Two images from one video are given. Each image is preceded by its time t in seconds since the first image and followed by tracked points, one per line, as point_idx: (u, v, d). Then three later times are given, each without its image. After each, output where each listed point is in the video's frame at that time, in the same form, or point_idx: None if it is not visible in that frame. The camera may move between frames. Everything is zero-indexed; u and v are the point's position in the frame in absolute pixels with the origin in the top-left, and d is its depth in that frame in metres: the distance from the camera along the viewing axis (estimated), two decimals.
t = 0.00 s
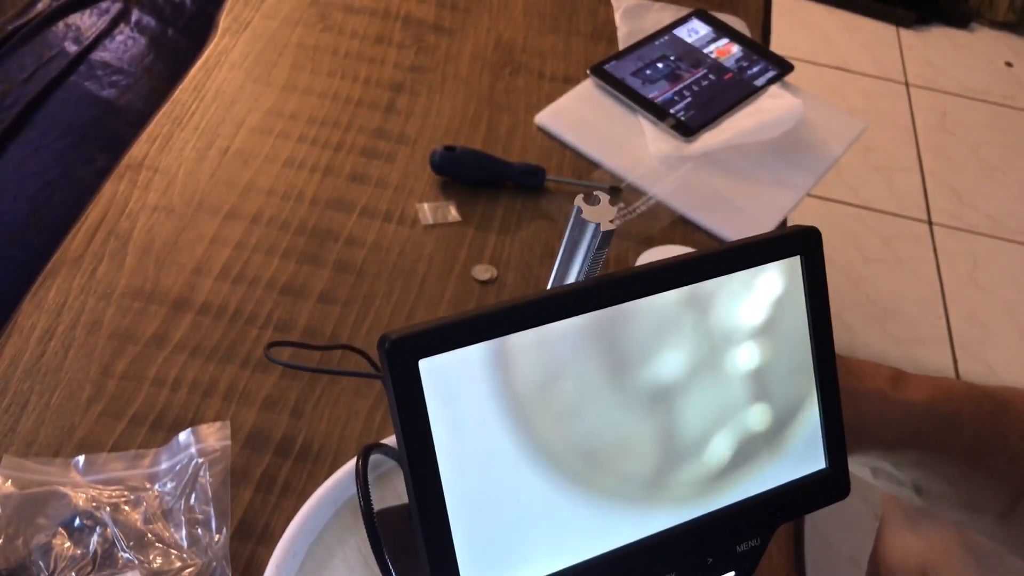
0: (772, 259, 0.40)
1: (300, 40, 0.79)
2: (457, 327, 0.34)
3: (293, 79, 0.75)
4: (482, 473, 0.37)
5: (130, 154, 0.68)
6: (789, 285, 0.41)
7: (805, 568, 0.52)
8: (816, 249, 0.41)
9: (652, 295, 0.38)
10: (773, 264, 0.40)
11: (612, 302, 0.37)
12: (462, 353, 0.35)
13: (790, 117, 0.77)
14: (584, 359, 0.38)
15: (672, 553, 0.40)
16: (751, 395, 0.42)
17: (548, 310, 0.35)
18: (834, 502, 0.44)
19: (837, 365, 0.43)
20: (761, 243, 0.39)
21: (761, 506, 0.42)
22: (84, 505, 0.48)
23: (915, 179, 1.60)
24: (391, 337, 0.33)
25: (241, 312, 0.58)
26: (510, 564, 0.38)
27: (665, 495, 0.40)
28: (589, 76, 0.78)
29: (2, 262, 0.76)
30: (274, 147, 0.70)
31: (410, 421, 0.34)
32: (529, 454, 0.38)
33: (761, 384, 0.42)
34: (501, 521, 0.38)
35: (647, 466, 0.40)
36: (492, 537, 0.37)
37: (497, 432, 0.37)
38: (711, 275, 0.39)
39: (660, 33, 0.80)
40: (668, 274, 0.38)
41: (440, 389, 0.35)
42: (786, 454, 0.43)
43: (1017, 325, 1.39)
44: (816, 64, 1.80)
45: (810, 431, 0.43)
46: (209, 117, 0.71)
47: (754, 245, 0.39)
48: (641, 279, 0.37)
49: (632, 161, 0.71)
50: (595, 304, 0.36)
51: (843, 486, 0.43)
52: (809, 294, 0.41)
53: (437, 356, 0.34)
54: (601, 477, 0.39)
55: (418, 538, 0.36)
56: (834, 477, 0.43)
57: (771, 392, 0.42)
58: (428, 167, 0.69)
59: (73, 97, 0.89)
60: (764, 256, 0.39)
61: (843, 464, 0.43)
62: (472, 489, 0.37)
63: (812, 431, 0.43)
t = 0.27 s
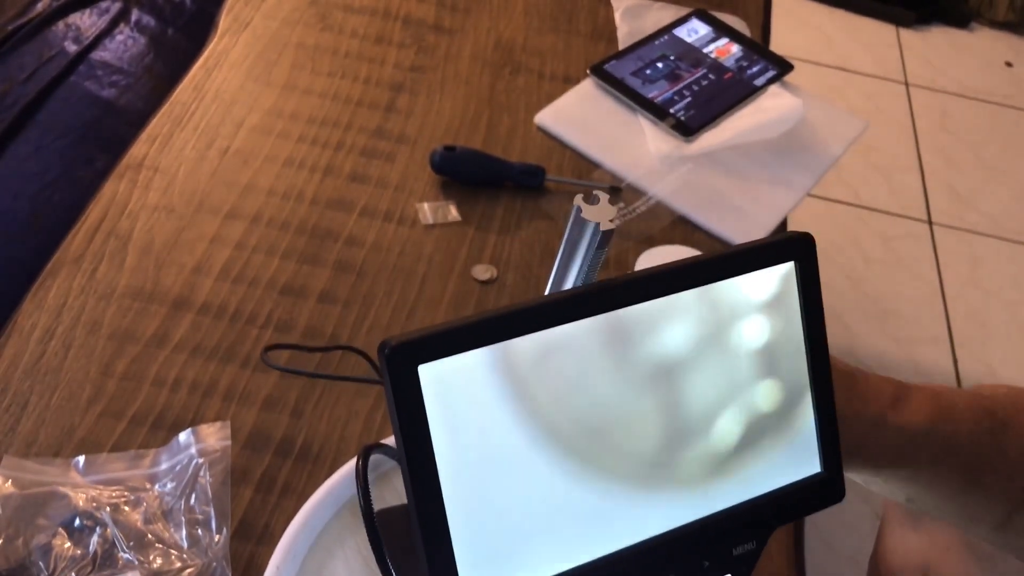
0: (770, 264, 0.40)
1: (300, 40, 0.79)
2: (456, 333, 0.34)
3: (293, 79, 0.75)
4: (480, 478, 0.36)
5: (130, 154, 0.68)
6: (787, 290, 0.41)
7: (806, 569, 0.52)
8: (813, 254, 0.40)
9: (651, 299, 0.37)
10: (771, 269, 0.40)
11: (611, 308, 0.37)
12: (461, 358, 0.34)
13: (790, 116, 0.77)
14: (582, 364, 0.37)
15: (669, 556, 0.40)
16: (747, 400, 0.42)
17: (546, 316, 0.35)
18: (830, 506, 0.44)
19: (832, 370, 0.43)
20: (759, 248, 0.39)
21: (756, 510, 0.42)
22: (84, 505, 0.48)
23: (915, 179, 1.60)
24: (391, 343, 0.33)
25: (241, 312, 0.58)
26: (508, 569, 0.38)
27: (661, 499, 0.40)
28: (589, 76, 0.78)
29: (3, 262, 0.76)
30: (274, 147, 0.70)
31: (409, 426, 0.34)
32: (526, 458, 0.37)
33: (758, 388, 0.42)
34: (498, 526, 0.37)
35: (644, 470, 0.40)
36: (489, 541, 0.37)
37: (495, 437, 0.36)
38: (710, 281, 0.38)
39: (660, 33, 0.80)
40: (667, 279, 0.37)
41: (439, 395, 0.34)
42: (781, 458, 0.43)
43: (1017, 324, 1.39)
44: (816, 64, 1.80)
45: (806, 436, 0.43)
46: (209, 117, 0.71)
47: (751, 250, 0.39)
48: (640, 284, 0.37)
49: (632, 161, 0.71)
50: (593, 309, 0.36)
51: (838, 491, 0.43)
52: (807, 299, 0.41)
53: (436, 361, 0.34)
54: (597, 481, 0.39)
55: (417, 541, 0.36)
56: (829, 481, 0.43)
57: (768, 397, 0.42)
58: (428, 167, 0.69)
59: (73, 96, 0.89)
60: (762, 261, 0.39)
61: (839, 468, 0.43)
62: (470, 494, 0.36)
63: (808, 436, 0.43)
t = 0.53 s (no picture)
0: (770, 263, 0.40)
1: (300, 40, 0.79)
2: (456, 333, 0.34)
3: (293, 79, 0.75)
4: (480, 476, 0.36)
5: (130, 155, 0.68)
6: (785, 289, 0.41)
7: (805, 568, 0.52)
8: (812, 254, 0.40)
9: (651, 298, 0.38)
10: (770, 268, 0.40)
11: (611, 307, 0.37)
12: (461, 357, 0.34)
13: (790, 117, 0.76)
14: (582, 362, 0.38)
15: (669, 554, 0.40)
16: (747, 398, 0.42)
17: (546, 316, 0.35)
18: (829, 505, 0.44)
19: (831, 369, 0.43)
20: (759, 247, 0.39)
21: (756, 508, 0.42)
22: (83, 505, 0.48)
23: (915, 179, 1.60)
24: (390, 342, 0.33)
25: (241, 312, 0.58)
26: (508, 567, 0.38)
27: (661, 497, 0.40)
28: (589, 77, 0.78)
29: (3, 262, 0.76)
30: (274, 148, 0.70)
31: (409, 425, 0.34)
32: (526, 457, 0.37)
33: (757, 387, 0.42)
34: (499, 524, 0.37)
35: (644, 469, 0.40)
36: (489, 540, 0.37)
37: (495, 436, 0.36)
38: (710, 280, 0.38)
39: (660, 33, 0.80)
40: (667, 279, 0.37)
41: (439, 395, 0.34)
42: (780, 456, 0.43)
43: (1017, 325, 1.39)
44: (816, 64, 1.80)
45: (805, 435, 0.43)
46: (209, 117, 0.71)
47: (751, 250, 0.39)
48: (640, 284, 0.37)
49: (632, 161, 0.71)
50: (593, 309, 0.36)
51: (837, 489, 0.44)
52: (806, 298, 0.41)
53: (437, 360, 0.34)
54: (597, 479, 0.39)
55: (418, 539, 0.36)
56: (828, 480, 0.43)
57: (767, 395, 0.42)
58: (428, 167, 0.69)
59: (73, 97, 0.89)
60: (762, 260, 0.39)
61: (839, 467, 0.43)
62: (470, 493, 0.36)
63: (806, 435, 0.43)
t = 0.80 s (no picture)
0: (769, 263, 0.40)
1: (300, 40, 0.79)
2: (456, 334, 0.34)
3: (293, 79, 0.75)
4: (481, 476, 0.36)
5: (130, 155, 0.68)
6: (785, 289, 0.41)
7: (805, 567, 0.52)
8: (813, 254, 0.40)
9: (651, 299, 0.37)
10: (769, 268, 0.40)
11: (610, 307, 0.37)
12: (461, 358, 0.34)
13: (791, 117, 0.76)
14: (583, 363, 0.37)
15: (669, 554, 0.40)
16: (747, 398, 0.42)
17: (546, 316, 0.35)
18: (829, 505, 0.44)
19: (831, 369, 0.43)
20: (759, 247, 0.39)
21: (756, 508, 0.42)
22: (83, 505, 0.48)
23: (915, 179, 1.60)
24: (390, 343, 0.33)
25: (241, 312, 0.58)
26: (509, 567, 0.38)
27: (662, 497, 0.40)
28: (589, 77, 0.78)
29: (3, 262, 0.76)
30: (274, 148, 0.70)
31: (409, 425, 0.34)
32: (526, 457, 0.37)
33: (758, 387, 0.42)
34: (499, 524, 0.37)
35: (645, 468, 0.40)
36: (489, 540, 0.37)
37: (495, 436, 0.36)
38: (710, 280, 0.38)
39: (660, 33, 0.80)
40: (667, 279, 0.37)
41: (439, 395, 0.34)
42: (780, 456, 0.43)
43: (1017, 325, 1.39)
44: (816, 64, 1.80)
45: (805, 435, 0.43)
46: (209, 117, 0.71)
47: (751, 250, 0.39)
48: (640, 284, 0.37)
49: (632, 162, 0.71)
50: (593, 309, 0.36)
51: (837, 489, 0.44)
52: (806, 298, 0.41)
53: (437, 361, 0.34)
54: (598, 480, 0.39)
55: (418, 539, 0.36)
56: (828, 480, 0.43)
57: (768, 395, 0.42)
58: (428, 167, 0.69)
59: (73, 97, 0.89)
60: (762, 260, 0.39)
61: (839, 467, 0.43)
62: (470, 493, 0.36)
63: (806, 435, 0.43)
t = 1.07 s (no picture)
0: (769, 263, 0.40)
1: (300, 40, 0.79)
2: (456, 334, 0.34)
3: (293, 79, 0.75)
4: (481, 476, 0.36)
5: (130, 155, 0.68)
6: (785, 289, 0.41)
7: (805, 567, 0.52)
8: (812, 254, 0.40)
9: (650, 299, 0.38)
10: (769, 268, 0.40)
11: (610, 308, 0.37)
12: (461, 359, 0.34)
13: (791, 117, 0.76)
14: (583, 363, 0.38)
15: (669, 554, 0.40)
16: (747, 398, 0.42)
17: (545, 317, 0.35)
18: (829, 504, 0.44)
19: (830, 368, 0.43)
20: (758, 247, 0.39)
21: (756, 508, 0.42)
22: (83, 505, 0.48)
23: (915, 179, 1.60)
24: (391, 344, 0.33)
25: (241, 312, 0.58)
26: (509, 567, 0.38)
27: (663, 497, 0.40)
28: (589, 77, 0.78)
29: (3, 262, 0.76)
30: (274, 148, 0.70)
31: (410, 426, 0.34)
32: (526, 457, 0.37)
33: (758, 387, 0.42)
34: (499, 524, 0.37)
35: (645, 468, 0.40)
36: (490, 540, 0.37)
37: (495, 436, 0.36)
38: (709, 280, 0.38)
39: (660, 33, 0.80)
40: (666, 279, 0.37)
41: (440, 396, 0.34)
42: (780, 455, 0.43)
43: (1017, 325, 1.39)
44: (816, 64, 1.80)
45: (805, 434, 0.43)
46: (209, 117, 0.71)
47: (750, 250, 0.39)
48: (639, 285, 0.37)
49: (632, 162, 0.71)
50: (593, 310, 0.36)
51: (837, 488, 0.44)
52: (804, 298, 0.41)
53: (437, 362, 0.34)
54: (599, 480, 0.39)
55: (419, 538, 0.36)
56: (827, 479, 0.43)
57: (768, 395, 0.42)
58: (428, 167, 0.69)
59: (73, 97, 0.89)
60: (761, 260, 0.39)
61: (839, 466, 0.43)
62: (470, 493, 0.36)
63: (806, 434, 0.43)
